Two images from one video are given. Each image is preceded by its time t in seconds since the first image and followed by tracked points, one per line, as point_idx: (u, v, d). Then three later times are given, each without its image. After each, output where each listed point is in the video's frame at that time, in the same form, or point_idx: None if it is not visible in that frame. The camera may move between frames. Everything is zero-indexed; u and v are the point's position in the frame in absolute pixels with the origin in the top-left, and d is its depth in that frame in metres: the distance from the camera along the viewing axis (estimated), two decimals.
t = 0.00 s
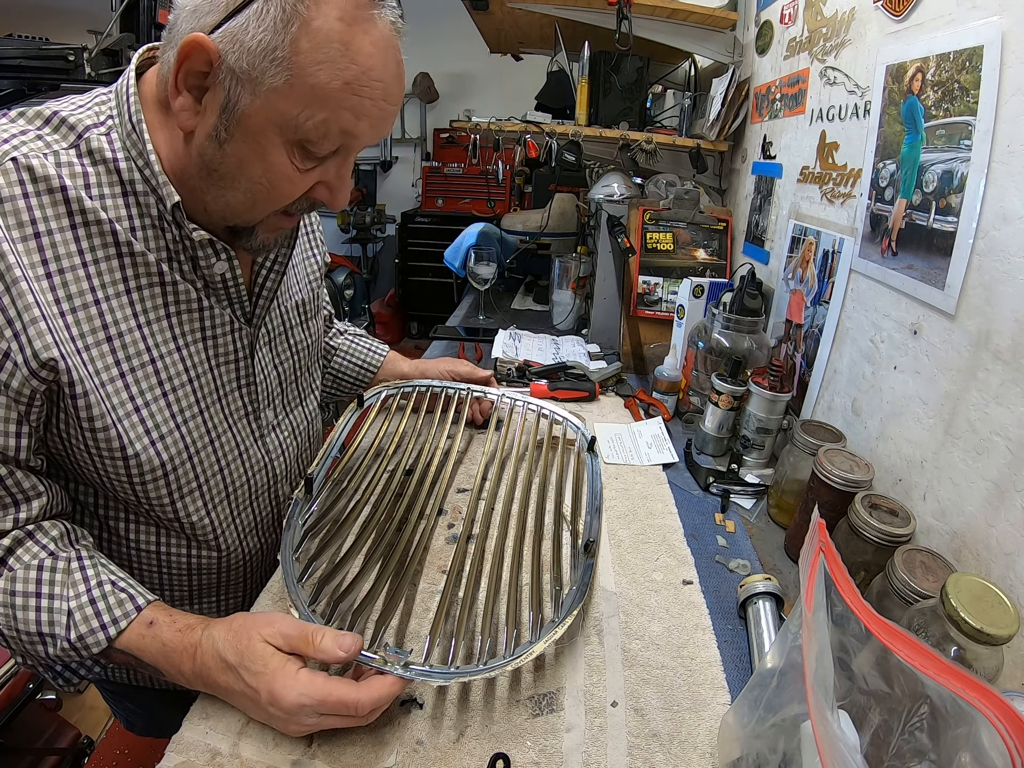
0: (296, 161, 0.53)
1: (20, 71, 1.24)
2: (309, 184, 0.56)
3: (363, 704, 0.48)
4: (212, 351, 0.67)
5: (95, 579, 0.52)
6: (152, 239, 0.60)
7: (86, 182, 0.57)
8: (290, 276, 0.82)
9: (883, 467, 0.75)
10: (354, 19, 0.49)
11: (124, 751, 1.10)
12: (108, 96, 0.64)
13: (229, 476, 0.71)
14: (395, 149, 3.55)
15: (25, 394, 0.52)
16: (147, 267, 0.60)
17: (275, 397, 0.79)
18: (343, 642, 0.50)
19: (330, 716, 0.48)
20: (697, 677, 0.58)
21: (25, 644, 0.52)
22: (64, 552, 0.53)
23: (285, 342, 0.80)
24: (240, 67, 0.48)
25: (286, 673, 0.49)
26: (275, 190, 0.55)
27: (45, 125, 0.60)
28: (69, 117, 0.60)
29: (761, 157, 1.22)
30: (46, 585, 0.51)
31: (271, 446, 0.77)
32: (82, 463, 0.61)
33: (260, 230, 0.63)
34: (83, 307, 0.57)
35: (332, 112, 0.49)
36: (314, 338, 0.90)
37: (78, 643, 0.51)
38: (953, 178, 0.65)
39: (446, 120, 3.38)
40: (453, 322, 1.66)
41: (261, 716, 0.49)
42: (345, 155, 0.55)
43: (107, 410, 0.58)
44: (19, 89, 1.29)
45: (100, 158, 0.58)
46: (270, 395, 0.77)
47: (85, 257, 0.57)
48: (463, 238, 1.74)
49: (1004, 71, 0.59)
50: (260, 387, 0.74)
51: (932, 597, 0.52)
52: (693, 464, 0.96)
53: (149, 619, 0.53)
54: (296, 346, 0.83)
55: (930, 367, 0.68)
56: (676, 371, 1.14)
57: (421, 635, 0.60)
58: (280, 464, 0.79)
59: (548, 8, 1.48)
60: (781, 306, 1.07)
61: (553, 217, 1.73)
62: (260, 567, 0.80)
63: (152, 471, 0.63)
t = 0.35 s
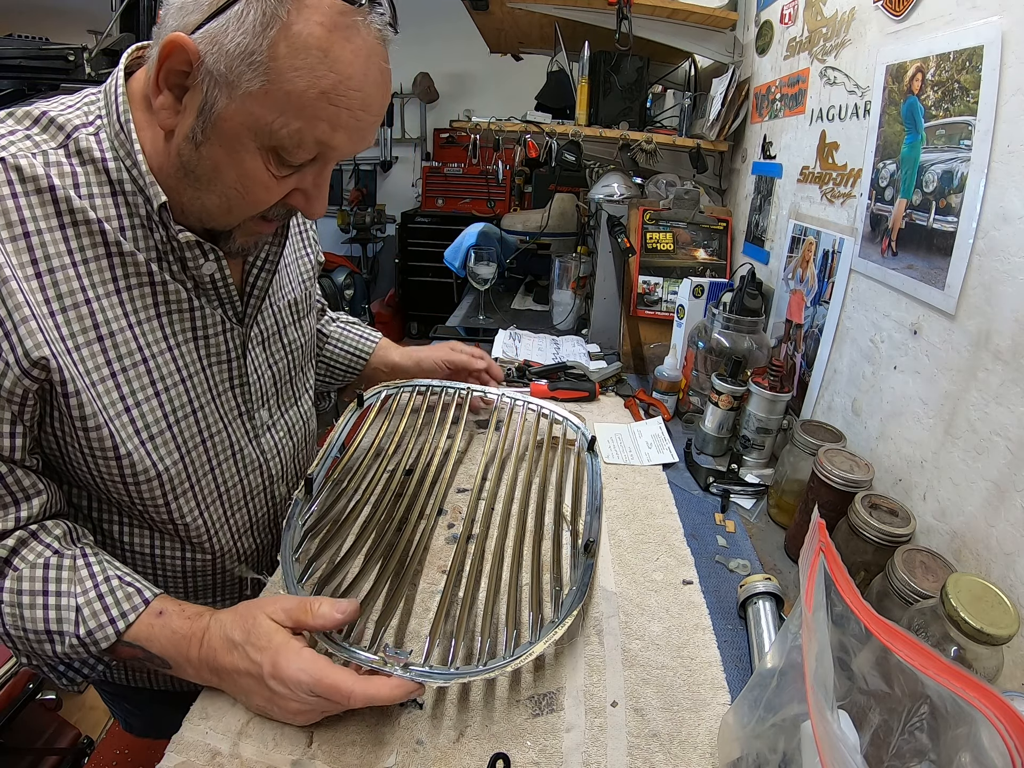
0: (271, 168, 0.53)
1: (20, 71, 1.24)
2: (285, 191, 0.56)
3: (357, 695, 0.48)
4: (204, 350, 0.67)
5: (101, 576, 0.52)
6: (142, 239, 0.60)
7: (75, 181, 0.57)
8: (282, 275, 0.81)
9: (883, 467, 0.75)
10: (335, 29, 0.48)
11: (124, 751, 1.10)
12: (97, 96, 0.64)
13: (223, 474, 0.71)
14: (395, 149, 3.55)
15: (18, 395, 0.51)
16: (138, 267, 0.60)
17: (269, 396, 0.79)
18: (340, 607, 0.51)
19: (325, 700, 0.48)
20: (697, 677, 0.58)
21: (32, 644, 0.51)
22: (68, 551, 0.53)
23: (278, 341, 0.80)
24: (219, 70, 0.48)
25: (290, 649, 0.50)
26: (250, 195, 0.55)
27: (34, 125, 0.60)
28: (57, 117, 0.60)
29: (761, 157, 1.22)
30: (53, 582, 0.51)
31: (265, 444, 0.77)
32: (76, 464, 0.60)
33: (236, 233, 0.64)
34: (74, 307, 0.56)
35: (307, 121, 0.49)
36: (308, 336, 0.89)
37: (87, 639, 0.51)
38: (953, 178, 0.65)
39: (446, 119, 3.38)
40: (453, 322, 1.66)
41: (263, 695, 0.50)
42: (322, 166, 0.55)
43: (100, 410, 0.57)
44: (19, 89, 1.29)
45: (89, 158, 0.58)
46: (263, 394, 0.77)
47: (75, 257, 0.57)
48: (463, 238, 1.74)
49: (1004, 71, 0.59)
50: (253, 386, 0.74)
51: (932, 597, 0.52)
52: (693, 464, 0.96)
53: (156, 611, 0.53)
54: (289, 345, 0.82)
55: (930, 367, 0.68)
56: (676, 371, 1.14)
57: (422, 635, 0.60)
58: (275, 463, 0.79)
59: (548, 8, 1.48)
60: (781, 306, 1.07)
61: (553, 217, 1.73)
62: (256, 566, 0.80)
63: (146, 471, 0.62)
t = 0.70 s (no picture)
0: (237, 176, 0.51)
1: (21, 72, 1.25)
2: (252, 199, 0.54)
3: (349, 677, 0.48)
4: (187, 353, 0.65)
5: (100, 582, 0.52)
6: (116, 245, 0.58)
7: (47, 188, 0.55)
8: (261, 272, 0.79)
9: (883, 467, 0.75)
10: (298, 36, 0.46)
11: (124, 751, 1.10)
12: (66, 100, 0.62)
13: (212, 478, 0.69)
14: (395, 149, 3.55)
15: None
16: (113, 273, 0.58)
17: (254, 396, 0.76)
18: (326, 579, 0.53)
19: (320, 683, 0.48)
20: (697, 678, 0.58)
21: (35, 656, 0.51)
22: (66, 560, 0.52)
23: (260, 339, 0.77)
24: (181, 78, 0.46)
25: (289, 634, 0.50)
26: (216, 203, 0.53)
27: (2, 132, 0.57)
28: (25, 123, 0.58)
29: (761, 157, 1.22)
30: (53, 592, 0.50)
31: (254, 446, 0.75)
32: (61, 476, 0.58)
33: (208, 238, 0.62)
34: (50, 317, 0.54)
35: (270, 132, 0.48)
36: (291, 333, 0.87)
37: (92, 646, 0.50)
38: (953, 178, 0.65)
39: (446, 119, 3.38)
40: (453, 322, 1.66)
41: (264, 683, 0.50)
42: (289, 173, 0.53)
43: (82, 418, 0.56)
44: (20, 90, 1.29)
45: (59, 163, 0.56)
46: (249, 395, 0.75)
47: (48, 266, 0.55)
48: (463, 238, 1.74)
49: (1004, 71, 0.59)
50: (237, 387, 0.72)
51: (932, 597, 0.52)
52: (693, 464, 0.96)
53: (157, 611, 0.53)
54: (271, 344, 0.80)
55: (930, 367, 0.68)
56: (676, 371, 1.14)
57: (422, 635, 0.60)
58: (265, 464, 0.77)
59: (548, 8, 1.48)
60: (781, 306, 1.07)
61: (553, 216, 1.73)
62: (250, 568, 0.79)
63: (132, 479, 0.60)
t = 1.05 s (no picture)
0: (177, 193, 0.48)
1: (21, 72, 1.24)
2: (199, 212, 0.50)
3: (348, 663, 0.48)
4: (148, 368, 0.62)
5: (93, 596, 0.51)
6: (67, 262, 0.55)
7: None
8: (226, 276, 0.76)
9: (883, 468, 0.75)
10: (222, 37, 0.41)
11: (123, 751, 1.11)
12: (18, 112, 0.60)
13: (181, 494, 0.66)
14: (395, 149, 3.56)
15: None
16: (65, 292, 0.55)
17: (224, 405, 0.74)
18: (323, 574, 0.53)
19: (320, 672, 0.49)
20: (697, 677, 0.58)
21: (33, 676, 0.50)
22: (56, 577, 0.51)
23: (228, 348, 0.75)
24: (106, 95, 0.43)
25: (285, 629, 0.50)
26: (160, 221, 0.50)
27: None
28: None
29: (761, 157, 1.22)
30: (46, 611, 0.49)
31: (226, 457, 0.73)
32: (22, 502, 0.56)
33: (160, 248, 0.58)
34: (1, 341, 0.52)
35: (204, 147, 0.44)
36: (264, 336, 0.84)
37: (89, 661, 0.50)
38: (953, 178, 0.65)
39: (446, 119, 3.38)
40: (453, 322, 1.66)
41: (264, 681, 0.50)
42: (235, 182, 0.49)
43: (40, 444, 0.53)
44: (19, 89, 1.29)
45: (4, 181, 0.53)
46: (218, 405, 0.72)
47: None
48: (463, 238, 1.74)
49: (1004, 71, 0.59)
50: (204, 399, 0.69)
51: (932, 597, 0.53)
52: (693, 464, 0.96)
53: (152, 620, 0.53)
54: (239, 350, 0.77)
55: (930, 367, 0.68)
56: (676, 371, 1.14)
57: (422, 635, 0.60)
58: (238, 474, 0.75)
59: (548, 8, 1.48)
60: (781, 306, 1.07)
61: (553, 216, 1.73)
62: (229, 578, 0.77)
63: (95, 502, 0.58)
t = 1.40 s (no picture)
0: (130, 210, 0.46)
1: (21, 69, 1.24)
2: (158, 226, 0.49)
3: (345, 658, 0.48)
4: (120, 383, 0.61)
5: (87, 603, 0.51)
6: (31, 278, 0.54)
7: None
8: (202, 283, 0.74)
9: (883, 468, 0.75)
10: (149, 42, 0.39)
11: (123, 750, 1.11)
12: None
13: (157, 507, 0.66)
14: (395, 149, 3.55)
15: None
16: (30, 309, 0.54)
17: (203, 415, 0.73)
18: (327, 585, 0.53)
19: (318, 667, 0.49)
20: (697, 677, 0.58)
21: (33, 686, 0.50)
22: (50, 586, 0.51)
23: (207, 357, 0.74)
24: (38, 118, 0.41)
25: (282, 624, 0.50)
26: (117, 239, 0.49)
27: None
28: None
29: (761, 157, 1.22)
30: (42, 620, 0.48)
31: (203, 467, 0.72)
32: None
33: (126, 265, 0.57)
34: None
35: (147, 165, 0.42)
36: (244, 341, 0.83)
37: (87, 668, 0.49)
38: (953, 178, 0.65)
39: (446, 119, 3.38)
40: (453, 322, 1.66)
41: (264, 678, 0.50)
42: (190, 193, 0.47)
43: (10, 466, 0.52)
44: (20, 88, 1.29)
45: None
46: (195, 415, 0.71)
47: None
48: (463, 238, 1.74)
49: (1004, 71, 0.59)
50: (179, 411, 0.68)
51: (932, 597, 0.52)
52: (693, 464, 0.96)
53: (148, 625, 0.53)
54: (218, 359, 0.76)
55: (930, 368, 0.68)
56: (676, 371, 1.14)
57: (423, 634, 0.60)
58: (216, 483, 0.74)
59: (548, 8, 1.48)
60: (781, 306, 1.07)
61: (553, 216, 1.73)
62: (209, 584, 0.77)
63: (69, 521, 0.57)
